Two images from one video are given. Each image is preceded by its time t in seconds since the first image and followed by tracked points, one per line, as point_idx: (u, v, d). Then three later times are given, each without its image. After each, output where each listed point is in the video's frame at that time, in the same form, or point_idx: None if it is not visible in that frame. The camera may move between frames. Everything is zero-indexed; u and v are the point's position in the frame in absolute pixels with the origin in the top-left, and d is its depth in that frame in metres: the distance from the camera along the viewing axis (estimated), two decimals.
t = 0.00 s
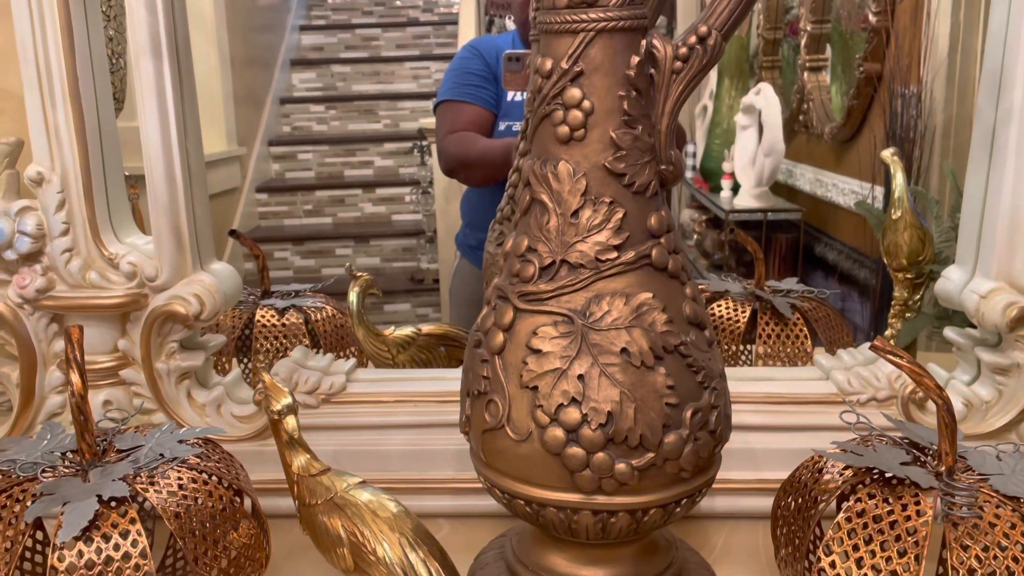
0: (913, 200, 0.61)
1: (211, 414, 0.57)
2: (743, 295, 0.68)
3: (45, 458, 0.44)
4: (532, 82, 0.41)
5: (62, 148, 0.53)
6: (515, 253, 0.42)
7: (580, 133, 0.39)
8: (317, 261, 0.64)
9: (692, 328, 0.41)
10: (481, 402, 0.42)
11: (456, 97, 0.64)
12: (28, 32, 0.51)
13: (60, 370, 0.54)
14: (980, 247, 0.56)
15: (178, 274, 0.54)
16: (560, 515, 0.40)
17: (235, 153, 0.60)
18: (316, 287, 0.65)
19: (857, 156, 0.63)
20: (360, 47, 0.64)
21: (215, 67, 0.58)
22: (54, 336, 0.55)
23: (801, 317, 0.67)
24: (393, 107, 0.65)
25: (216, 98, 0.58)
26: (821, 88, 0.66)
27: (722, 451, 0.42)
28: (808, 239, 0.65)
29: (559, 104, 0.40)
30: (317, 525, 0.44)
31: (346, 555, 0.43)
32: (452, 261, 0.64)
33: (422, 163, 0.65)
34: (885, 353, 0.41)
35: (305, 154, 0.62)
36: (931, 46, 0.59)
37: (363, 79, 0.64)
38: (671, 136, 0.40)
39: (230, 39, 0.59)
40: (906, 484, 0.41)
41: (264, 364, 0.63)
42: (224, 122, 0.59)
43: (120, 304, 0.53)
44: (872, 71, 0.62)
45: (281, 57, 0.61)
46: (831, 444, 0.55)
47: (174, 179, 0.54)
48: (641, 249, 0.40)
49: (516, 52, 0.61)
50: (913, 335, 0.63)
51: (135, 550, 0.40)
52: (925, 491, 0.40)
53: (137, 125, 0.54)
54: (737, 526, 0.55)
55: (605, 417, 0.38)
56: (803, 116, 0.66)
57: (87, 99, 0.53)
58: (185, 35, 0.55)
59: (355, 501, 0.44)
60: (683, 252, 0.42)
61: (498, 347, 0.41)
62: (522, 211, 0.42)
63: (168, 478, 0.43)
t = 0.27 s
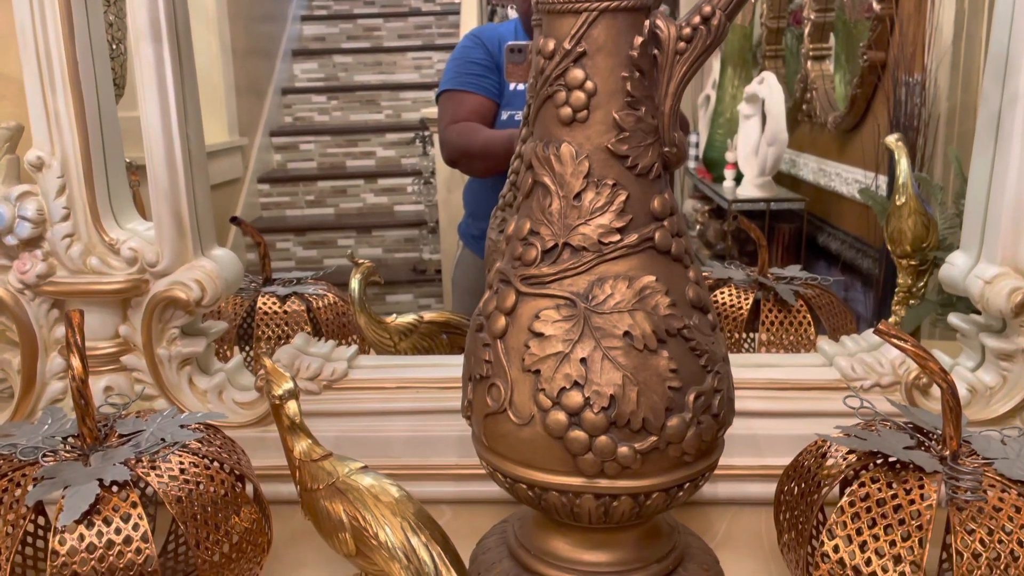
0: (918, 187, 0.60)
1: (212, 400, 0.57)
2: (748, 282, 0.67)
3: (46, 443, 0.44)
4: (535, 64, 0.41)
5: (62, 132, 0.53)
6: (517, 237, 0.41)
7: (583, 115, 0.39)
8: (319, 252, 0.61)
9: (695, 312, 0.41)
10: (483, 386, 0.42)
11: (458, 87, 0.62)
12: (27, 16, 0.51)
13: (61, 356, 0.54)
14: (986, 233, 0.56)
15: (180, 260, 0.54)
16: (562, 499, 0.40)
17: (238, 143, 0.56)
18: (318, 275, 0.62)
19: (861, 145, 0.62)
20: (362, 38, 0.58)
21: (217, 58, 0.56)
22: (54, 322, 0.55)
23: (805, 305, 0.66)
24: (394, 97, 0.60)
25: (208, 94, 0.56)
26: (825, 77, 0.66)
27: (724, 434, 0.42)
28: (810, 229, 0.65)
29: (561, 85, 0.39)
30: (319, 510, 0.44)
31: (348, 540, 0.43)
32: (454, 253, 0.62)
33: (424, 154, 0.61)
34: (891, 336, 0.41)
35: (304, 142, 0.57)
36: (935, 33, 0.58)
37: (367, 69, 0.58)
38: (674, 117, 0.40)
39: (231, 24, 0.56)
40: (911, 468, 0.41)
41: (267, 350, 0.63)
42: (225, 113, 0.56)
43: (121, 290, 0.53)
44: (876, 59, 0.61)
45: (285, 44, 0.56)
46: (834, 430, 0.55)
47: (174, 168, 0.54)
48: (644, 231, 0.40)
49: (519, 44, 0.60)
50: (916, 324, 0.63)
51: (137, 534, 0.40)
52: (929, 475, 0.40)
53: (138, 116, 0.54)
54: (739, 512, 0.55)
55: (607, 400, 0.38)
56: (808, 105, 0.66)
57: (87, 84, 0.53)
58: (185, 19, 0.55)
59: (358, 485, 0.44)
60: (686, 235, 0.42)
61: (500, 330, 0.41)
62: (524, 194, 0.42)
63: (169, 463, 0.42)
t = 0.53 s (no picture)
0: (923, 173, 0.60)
1: (213, 386, 0.56)
2: (750, 269, 0.66)
3: (45, 427, 0.43)
4: (536, 44, 0.41)
5: (61, 116, 0.52)
6: (518, 219, 0.41)
7: (584, 95, 0.39)
8: (321, 243, 0.62)
9: (697, 295, 0.41)
10: (484, 369, 0.42)
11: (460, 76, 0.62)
12: None
13: (61, 341, 0.54)
14: (990, 219, 0.56)
15: (179, 245, 0.54)
16: (563, 482, 0.40)
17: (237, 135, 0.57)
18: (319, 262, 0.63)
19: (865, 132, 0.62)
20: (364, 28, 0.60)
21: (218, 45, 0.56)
22: (55, 307, 0.55)
23: (807, 291, 0.65)
24: (396, 88, 0.61)
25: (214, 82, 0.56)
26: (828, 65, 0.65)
27: (726, 418, 0.42)
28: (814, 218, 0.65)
29: (562, 65, 0.39)
30: (319, 494, 0.44)
31: (348, 523, 0.43)
32: (457, 241, 0.63)
33: (425, 144, 0.61)
34: (894, 319, 0.41)
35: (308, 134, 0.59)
36: (940, 20, 0.58)
37: (368, 59, 0.60)
38: (676, 99, 0.40)
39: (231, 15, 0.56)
40: (914, 451, 0.40)
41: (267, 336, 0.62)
42: (228, 101, 0.56)
43: (120, 275, 0.53)
44: (880, 47, 0.61)
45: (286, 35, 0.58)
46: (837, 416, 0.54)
47: (173, 148, 0.53)
48: (646, 213, 0.40)
49: (520, 36, 0.60)
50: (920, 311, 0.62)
51: (136, 517, 0.40)
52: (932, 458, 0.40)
53: (138, 104, 0.54)
54: (741, 498, 0.55)
55: (608, 382, 0.38)
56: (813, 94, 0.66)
57: (85, 67, 0.52)
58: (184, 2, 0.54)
59: (358, 469, 0.44)
60: (688, 217, 0.42)
61: (501, 313, 0.41)
62: (525, 175, 0.41)
63: (169, 446, 0.42)
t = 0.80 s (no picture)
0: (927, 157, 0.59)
1: (215, 370, 0.56)
2: (754, 255, 0.66)
3: (47, 409, 0.43)
4: (540, 22, 0.40)
5: (61, 99, 0.52)
6: (521, 199, 0.41)
7: (588, 73, 0.38)
8: (324, 233, 0.61)
9: (702, 276, 0.40)
10: (487, 350, 0.42)
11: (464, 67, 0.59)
12: None
13: (63, 325, 0.54)
14: (997, 202, 0.57)
15: (181, 229, 0.53)
16: (567, 463, 0.40)
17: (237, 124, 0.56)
18: (321, 249, 0.62)
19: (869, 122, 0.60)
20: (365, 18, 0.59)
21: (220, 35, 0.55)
22: (56, 291, 0.54)
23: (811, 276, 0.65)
24: (399, 78, 0.60)
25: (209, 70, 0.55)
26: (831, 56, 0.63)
27: (731, 400, 0.41)
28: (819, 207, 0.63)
29: (566, 42, 0.39)
30: (322, 477, 0.44)
31: (351, 506, 0.43)
32: (459, 232, 0.61)
33: (428, 134, 0.60)
34: (900, 301, 0.41)
35: (309, 125, 0.57)
36: (947, 5, 0.56)
37: (370, 50, 0.59)
38: (680, 77, 0.40)
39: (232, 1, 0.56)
40: (921, 433, 0.40)
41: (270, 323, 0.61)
42: (230, 94, 0.55)
43: (122, 259, 0.53)
44: (885, 34, 0.59)
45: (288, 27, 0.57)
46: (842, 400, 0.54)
47: (173, 127, 0.53)
48: (650, 193, 0.39)
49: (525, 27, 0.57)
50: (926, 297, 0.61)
51: (138, 498, 0.40)
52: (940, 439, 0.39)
53: (139, 95, 0.53)
54: (745, 482, 0.55)
55: (612, 363, 0.38)
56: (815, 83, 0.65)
57: (86, 49, 0.52)
58: None
59: (360, 452, 0.44)
60: (694, 198, 0.41)
61: (504, 295, 0.40)
62: (528, 155, 0.41)
63: (171, 428, 0.42)
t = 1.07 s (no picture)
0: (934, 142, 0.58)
1: (220, 356, 0.56)
2: (760, 243, 0.65)
3: (52, 393, 0.43)
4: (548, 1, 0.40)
5: (64, 83, 0.52)
6: (528, 181, 0.40)
7: (596, 53, 0.38)
8: (329, 225, 0.60)
9: (710, 259, 0.40)
10: (494, 334, 0.41)
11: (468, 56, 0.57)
12: None
13: (67, 311, 0.54)
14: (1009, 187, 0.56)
15: (185, 214, 0.53)
16: (574, 448, 0.40)
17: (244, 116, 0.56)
18: (325, 237, 0.61)
19: (874, 110, 0.59)
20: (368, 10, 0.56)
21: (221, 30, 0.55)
22: (60, 277, 0.54)
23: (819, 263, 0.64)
24: (402, 69, 0.57)
25: (216, 63, 0.55)
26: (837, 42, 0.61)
27: (740, 384, 0.41)
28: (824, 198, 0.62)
29: (574, 22, 0.38)
30: (328, 462, 0.44)
31: (357, 491, 0.43)
32: (463, 221, 0.60)
33: (431, 125, 0.58)
34: (911, 284, 0.41)
35: (313, 117, 0.57)
36: None
37: (373, 41, 0.57)
38: (688, 57, 0.39)
39: None
40: (931, 417, 0.40)
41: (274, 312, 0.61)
42: (233, 84, 0.55)
43: (126, 245, 0.52)
44: (891, 23, 0.58)
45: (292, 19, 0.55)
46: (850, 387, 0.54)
47: (178, 113, 0.53)
48: (659, 174, 0.39)
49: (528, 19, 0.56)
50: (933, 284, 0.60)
51: (144, 482, 0.39)
52: (950, 423, 0.39)
53: (144, 85, 0.53)
54: (752, 469, 0.55)
55: (620, 346, 0.37)
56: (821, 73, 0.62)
57: (89, 33, 0.52)
58: None
59: (366, 437, 0.44)
60: (702, 180, 0.41)
61: (511, 278, 0.40)
62: (535, 137, 0.41)
63: (176, 413, 0.42)
